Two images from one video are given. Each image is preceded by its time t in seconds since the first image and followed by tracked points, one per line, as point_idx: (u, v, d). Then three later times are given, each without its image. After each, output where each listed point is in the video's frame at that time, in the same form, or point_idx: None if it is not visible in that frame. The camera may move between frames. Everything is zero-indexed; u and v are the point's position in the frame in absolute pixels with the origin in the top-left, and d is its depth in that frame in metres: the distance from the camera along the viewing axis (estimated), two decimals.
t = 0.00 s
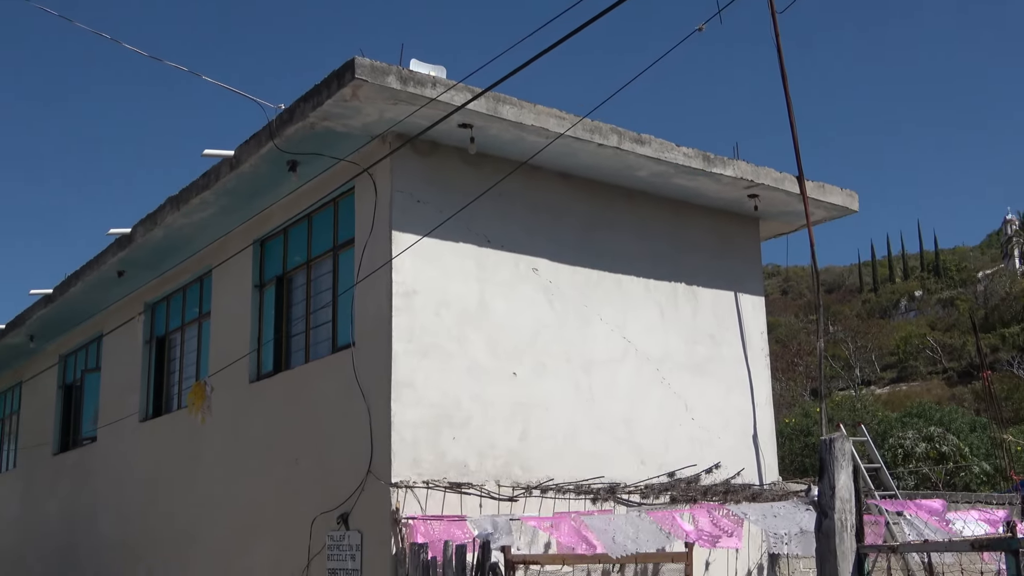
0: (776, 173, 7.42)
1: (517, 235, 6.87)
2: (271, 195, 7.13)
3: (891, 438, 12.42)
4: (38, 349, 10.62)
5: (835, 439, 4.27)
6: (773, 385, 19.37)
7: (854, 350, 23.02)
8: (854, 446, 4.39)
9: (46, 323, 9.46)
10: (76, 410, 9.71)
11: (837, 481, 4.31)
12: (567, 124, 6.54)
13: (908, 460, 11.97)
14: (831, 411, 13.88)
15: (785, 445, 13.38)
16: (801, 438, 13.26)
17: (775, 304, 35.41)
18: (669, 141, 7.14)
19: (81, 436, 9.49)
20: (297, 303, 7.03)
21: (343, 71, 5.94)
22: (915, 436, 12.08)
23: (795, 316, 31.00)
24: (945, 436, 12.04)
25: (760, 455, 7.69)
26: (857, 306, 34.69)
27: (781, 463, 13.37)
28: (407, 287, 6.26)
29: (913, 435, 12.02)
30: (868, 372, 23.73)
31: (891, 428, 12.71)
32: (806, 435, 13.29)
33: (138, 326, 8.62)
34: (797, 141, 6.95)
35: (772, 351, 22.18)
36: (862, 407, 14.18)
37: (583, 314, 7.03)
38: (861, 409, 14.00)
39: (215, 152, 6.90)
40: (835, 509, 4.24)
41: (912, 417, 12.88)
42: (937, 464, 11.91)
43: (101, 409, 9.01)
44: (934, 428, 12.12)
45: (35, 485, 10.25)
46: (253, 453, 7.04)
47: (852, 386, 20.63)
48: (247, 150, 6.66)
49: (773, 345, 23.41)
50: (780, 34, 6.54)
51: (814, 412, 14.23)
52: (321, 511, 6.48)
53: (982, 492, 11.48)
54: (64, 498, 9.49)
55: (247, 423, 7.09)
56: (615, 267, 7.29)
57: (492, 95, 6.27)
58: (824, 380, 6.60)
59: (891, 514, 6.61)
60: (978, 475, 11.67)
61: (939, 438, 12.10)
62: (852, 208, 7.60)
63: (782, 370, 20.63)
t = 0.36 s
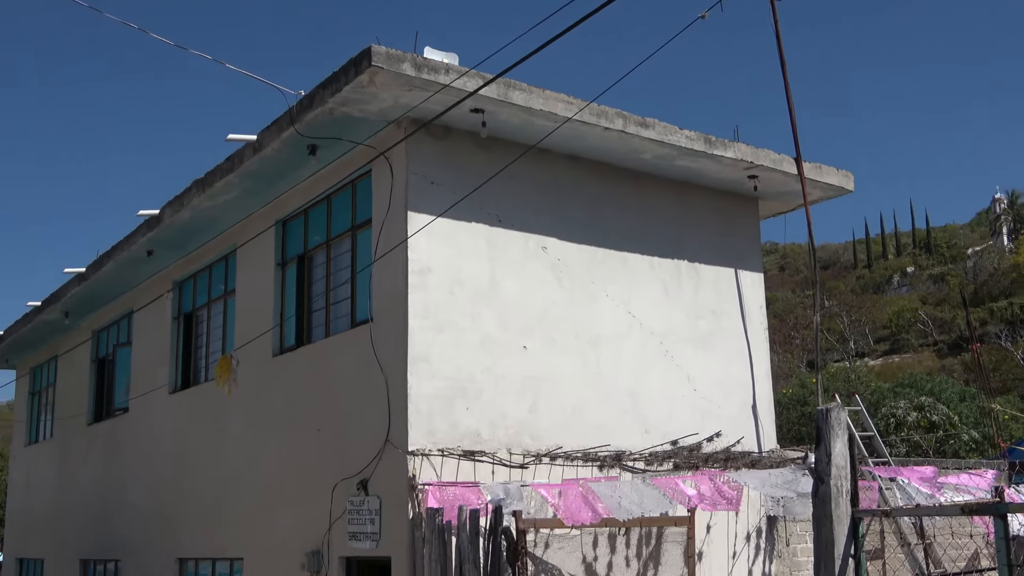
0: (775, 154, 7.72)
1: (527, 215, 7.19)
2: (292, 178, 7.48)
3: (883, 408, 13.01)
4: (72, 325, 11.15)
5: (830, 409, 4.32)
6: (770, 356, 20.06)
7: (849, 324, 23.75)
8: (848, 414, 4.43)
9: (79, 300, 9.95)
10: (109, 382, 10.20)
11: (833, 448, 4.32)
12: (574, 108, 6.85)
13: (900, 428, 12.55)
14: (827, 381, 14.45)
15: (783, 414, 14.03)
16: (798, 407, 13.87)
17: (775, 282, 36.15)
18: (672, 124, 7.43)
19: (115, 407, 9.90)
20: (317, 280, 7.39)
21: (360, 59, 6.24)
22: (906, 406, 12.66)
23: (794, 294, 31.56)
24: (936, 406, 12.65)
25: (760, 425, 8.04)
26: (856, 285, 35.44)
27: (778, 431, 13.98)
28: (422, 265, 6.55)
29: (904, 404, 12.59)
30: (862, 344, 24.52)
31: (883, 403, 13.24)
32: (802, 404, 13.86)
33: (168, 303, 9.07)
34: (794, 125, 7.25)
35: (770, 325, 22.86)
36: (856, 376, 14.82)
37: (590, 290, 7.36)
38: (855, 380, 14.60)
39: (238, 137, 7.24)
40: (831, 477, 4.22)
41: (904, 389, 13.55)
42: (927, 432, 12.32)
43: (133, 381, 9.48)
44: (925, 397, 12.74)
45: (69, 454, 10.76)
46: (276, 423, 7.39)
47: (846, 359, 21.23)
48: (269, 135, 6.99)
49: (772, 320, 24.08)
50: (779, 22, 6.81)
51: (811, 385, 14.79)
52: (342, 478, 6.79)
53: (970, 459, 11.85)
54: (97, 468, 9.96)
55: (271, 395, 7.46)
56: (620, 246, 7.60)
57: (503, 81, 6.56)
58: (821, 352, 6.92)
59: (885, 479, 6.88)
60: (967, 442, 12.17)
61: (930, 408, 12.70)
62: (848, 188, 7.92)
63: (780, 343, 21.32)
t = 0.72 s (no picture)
0: (773, 141, 8.07)
1: (537, 200, 7.56)
2: (315, 165, 7.90)
3: (875, 382, 13.98)
4: (107, 303, 11.76)
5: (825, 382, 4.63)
6: (768, 333, 20.77)
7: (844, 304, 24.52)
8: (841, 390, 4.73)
9: (114, 280, 10.52)
10: (143, 358, 10.78)
11: (827, 423, 4.59)
12: (582, 98, 7.21)
13: (891, 402, 13.55)
14: (822, 357, 15.38)
15: (780, 387, 14.93)
16: (793, 381, 14.81)
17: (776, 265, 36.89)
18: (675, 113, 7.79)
19: (149, 381, 10.51)
20: (339, 262, 7.82)
21: (379, 51, 6.58)
22: (897, 380, 13.64)
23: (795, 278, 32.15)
24: (925, 380, 13.61)
25: (757, 398, 8.47)
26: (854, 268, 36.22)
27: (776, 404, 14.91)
28: (438, 247, 6.91)
29: (895, 379, 13.56)
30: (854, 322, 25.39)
31: (875, 375, 14.14)
32: (798, 378, 14.80)
33: (198, 283, 9.58)
34: (791, 114, 7.60)
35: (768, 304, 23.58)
36: (850, 353, 15.56)
37: (597, 272, 7.75)
38: (849, 355, 15.51)
39: (264, 126, 7.64)
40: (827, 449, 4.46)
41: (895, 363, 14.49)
42: (916, 405, 13.36)
43: (165, 357, 10.02)
44: (915, 373, 13.68)
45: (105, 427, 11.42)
46: (301, 397, 7.83)
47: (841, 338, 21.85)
48: (293, 123, 7.38)
49: (770, 299, 24.80)
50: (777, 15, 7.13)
51: (807, 360, 15.54)
52: (362, 449, 7.18)
53: (958, 430, 12.90)
54: (131, 439, 10.52)
55: (297, 371, 7.90)
56: (626, 230, 7.98)
57: (514, 73, 6.92)
58: (815, 329, 7.30)
59: (874, 450, 7.23)
60: (955, 414, 13.12)
61: (919, 382, 13.66)
62: (843, 174, 8.30)
63: (777, 321, 22.07)
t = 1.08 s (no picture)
0: (769, 139, 8.49)
1: (545, 194, 8.00)
2: (337, 161, 8.39)
3: (866, 366, 14.86)
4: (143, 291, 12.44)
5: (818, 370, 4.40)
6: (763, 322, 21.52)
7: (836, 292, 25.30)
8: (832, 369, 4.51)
9: (149, 270, 11.17)
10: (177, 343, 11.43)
11: (820, 402, 4.49)
12: (588, 98, 7.64)
13: (880, 384, 14.42)
14: (815, 342, 16.27)
15: (775, 372, 15.80)
16: (788, 365, 15.69)
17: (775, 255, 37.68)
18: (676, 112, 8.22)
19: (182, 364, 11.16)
20: (360, 253, 8.32)
21: (397, 54, 6.98)
22: (886, 364, 14.51)
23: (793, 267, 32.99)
24: (912, 364, 14.48)
25: (753, 380, 8.95)
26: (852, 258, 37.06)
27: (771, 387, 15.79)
28: (452, 239, 7.34)
29: (884, 363, 14.43)
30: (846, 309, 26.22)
31: (867, 363, 15.14)
32: (792, 363, 15.68)
33: (227, 273, 10.15)
34: (787, 113, 8.02)
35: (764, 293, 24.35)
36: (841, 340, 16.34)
37: (602, 262, 8.20)
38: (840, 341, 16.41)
39: (289, 125, 8.12)
40: (819, 427, 4.34)
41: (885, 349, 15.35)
42: (904, 388, 14.25)
43: (197, 343, 10.64)
44: (903, 357, 14.56)
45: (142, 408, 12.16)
46: (325, 380, 8.34)
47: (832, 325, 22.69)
48: (316, 123, 7.84)
49: (766, 288, 25.55)
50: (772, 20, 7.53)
51: (801, 345, 16.49)
52: (381, 428, 7.64)
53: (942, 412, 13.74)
54: (166, 420, 11.17)
55: (321, 355, 8.42)
56: (630, 223, 8.43)
57: (524, 75, 7.33)
58: (809, 316, 7.72)
59: (863, 431, 7.72)
60: (941, 397, 13.98)
61: (907, 366, 14.53)
62: (835, 170, 8.74)
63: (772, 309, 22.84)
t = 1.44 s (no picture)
0: (763, 138, 9.01)
1: (553, 192, 8.53)
2: (359, 161, 8.98)
3: (854, 351, 15.59)
4: (181, 283, 13.20)
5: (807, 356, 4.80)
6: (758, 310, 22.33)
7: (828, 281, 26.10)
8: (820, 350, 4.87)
9: (186, 263, 12.00)
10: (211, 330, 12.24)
11: (810, 385, 4.99)
12: (593, 101, 8.16)
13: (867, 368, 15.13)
14: (806, 329, 17.01)
15: (767, 358, 16.56)
16: (780, 351, 16.44)
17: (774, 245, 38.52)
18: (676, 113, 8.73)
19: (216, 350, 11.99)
20: (380, 247, 8.92)
21: (414, 61, 7.47)
22: (873, 350, 15.22)
23: (791, 257, 33.73)
24: (898, 350, 15.20)
25: (748, 365, 9.55)
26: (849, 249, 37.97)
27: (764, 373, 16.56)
28: (466, 234, 7.86)
29: (871, 349, 15.14)
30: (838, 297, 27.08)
31: (855, 347, 15.82)
32: (784, 349, 16.45)
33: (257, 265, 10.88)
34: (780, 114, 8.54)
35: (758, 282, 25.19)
36: (831, 327, 17.11)
37: (607, 255, 8.75)
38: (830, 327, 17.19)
39: (313, 127, 8.69)
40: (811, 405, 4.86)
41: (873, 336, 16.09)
42: (890, 372, 14.97)
43: (230, 331, 11.43)
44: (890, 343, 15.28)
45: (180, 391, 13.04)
46: (349, 365, 8.96)
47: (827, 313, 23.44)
48: (339, 125, 8.40)
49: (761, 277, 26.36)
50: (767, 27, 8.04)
51: (793, 333, 17.29)
52: (401, 410, 8.21)
53: (926, 393, 14.48)
54: (203, 404, 12.02)
55: (345, 342, 9.03)
56: (633, 218, 8.99)
57: (533, 79, 7.82)
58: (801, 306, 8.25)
59: (852, 412, 8.25)
60: (925, 381, 14.71)
61: (894, 351, 15.25)
62: (826, 167, 9.27)
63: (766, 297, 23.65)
